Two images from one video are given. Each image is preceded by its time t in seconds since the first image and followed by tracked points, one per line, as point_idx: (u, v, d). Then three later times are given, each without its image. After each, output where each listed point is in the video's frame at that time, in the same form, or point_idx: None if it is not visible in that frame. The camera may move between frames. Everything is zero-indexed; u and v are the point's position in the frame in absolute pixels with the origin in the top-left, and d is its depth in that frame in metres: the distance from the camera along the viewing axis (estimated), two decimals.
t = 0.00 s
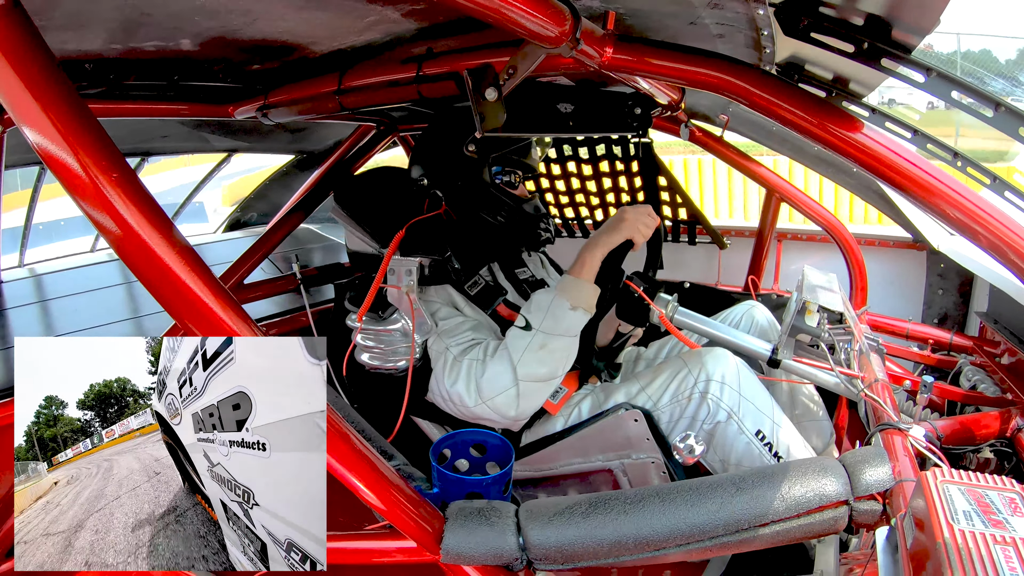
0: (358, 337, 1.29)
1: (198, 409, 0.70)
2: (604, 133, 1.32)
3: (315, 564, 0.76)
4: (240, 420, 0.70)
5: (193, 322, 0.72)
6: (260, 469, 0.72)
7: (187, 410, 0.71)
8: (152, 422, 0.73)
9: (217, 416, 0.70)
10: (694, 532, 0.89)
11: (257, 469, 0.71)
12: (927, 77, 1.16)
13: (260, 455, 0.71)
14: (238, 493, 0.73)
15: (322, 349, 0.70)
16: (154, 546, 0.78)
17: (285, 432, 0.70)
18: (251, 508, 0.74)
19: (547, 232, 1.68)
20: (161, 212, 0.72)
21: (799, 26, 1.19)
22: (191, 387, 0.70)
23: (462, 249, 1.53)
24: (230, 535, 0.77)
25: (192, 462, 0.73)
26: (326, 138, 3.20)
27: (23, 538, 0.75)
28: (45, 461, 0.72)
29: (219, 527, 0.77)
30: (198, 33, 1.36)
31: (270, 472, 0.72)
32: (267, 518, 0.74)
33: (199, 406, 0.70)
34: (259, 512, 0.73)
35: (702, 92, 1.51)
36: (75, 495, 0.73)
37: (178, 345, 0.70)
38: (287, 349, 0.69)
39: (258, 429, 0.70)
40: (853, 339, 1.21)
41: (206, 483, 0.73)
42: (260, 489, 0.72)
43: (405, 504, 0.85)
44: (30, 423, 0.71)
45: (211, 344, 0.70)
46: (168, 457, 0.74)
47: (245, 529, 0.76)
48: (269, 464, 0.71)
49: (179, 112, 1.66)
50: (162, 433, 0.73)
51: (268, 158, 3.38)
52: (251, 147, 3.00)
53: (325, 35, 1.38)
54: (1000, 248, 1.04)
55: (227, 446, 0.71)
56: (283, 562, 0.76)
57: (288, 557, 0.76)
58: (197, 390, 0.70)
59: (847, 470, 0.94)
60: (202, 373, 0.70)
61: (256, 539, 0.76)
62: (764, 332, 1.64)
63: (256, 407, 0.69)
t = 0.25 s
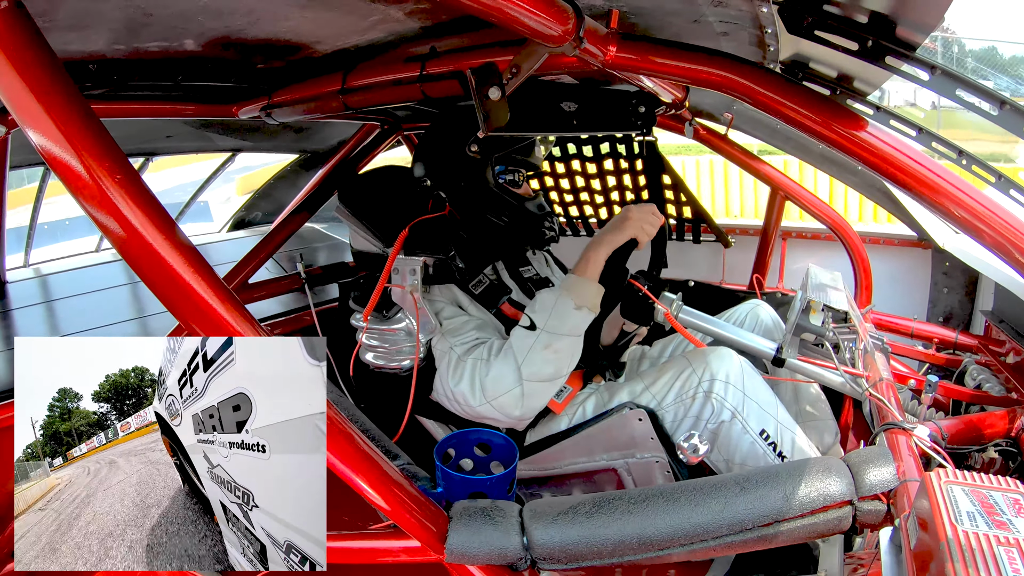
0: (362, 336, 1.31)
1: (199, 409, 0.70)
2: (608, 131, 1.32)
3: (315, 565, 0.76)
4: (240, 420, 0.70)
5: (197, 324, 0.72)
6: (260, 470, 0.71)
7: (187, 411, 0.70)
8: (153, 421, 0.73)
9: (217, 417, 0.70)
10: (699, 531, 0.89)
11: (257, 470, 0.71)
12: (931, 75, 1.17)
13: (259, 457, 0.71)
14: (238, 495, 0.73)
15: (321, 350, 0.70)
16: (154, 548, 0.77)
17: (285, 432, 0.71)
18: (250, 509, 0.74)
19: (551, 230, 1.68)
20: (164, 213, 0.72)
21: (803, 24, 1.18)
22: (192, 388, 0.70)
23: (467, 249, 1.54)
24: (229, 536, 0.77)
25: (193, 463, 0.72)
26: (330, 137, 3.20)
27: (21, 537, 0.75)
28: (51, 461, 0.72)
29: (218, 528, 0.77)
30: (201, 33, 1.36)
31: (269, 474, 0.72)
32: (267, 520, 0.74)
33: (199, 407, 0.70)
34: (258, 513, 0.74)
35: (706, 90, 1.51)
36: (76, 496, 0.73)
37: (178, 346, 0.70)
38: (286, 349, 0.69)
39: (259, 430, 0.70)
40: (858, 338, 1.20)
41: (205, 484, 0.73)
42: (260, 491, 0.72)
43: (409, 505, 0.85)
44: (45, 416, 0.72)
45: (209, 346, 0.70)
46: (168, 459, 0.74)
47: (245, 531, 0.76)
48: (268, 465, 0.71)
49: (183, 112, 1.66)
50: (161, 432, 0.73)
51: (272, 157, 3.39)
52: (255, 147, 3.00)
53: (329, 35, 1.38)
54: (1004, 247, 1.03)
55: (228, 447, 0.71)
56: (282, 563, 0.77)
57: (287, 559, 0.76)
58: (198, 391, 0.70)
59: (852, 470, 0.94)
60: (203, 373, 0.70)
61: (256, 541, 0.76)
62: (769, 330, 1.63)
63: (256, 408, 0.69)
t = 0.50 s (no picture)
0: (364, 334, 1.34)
1: (199, 410, 0.70)
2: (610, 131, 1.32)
3: (315, 565, 0.76)
4: (240, 420, 0.70)
5: (200, 318, 0.72)
6: (261, 471, 0.71)
7: (187, 411, 0.70)
8: (153, 422, 0.73)
9: (217, 417, 0.70)
10: (698, 534, 0.89)
11: (257, 470, 0.71)
12: (934, 77, 1.18)
13: (259, 457, 0.71)
14: (238, 495, 0.73)
15: (321, 350, 0.71)
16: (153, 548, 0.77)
17: (286, 433, 0.71)
18: (250, 510, 0.73)
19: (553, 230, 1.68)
20: (167, 208, 0.72)
21: (807, 25, 1.18)
22: (191, 388, 0.70)
23: (469, 247, 1.52)
24: (229, 536, 0.77)
25: (192, 463, 0.72)
26: (332, 135, 3.20)
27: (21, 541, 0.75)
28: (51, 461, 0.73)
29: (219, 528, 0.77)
30: (204, 30, 1.36)
31: (271, 474, 0.72)
32: (267, 520, 0.74)
33: (200, 408, 0.70)
34: (258, 514, 0.73)
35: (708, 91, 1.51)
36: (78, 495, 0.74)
37: (179, 345, 0.70)
38: (287, 349, 0.69)
39: (259, 430, 0.70)
40: (859, 340, 1.20)
41: (205, 484, 0.73)
42: (260, 491, 0.72)
43: (410, 502, 0.86)
44: (59, 410, 0.71)
45: (209, 345, 0.70)
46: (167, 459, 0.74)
47: (245, 531, 0.76)
48: (269, 466, 0.71)
49: (185, 109, 1.66)
50: (162, 433, 0.73)
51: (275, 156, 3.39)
52: (257, 145, 3.00)
53: (332, 32, 1.38)
54: (1008, 249, 1.04)
55: (228, 447, 0.71)
56: (283, 563, 0.77)
57: (288, 559, 0.76)
58: (198, 391, 0.70)
59: (852, 471, 0.94)
60: (203, 374, 0.70)
61: (256, 541, 0.76)
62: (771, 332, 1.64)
63: (256, 408, 0.69)
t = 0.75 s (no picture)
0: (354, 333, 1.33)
1: (199, 410, 0.69)
2: (602, 130, 1.32)
3: (316, 565, 0.76)
4: (240, 420, 0.69)
5: (189, 318, 0.71)
6: (261, 471, 0.71)
7: (187, 411, 0.70)
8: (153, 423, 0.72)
9: (217, 416, 0.69)
10: (690, 531, 0.89)
11: (257, 470, 0.71)
12: (926, 76, 1.18)
13: (260, 456, 0.71)
14: (238, 494, 0.72)
15: (322, 350, 0.70)
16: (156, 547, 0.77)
17: (287, 433, 0.70)
18: (252, 509, 0.73)
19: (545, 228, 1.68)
20: (157, 207, 0.71)
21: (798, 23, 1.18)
22: (191, 388, 0.70)
23: (459, 245, 1.54)
24: (230, 535, 0.77)
25: (193, 463, 0.72)
26: (323, 133, 3.19)
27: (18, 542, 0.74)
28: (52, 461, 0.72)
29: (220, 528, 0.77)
30: (195, 28, 1.35)
31: (272, 474, 0.71)
32: (268, 519, 0.74)
33: (200, 407, 0.69)
34: (260, 512, 0.73)
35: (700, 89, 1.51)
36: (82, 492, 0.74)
37: (177, 346, 0.70)
38: (287, 349, 0.68)
39: (259, 430, 0.70)
40: (848, 337, 1.22)
41: (206, 484, 0.73)
42: (261, 490, 0.72)
43: (399, 501, 0.85)
44: (74, 403, 0.71)
45: (210, 344, 0.70)
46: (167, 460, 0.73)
47: (246, 530, 0.76)
48: (270, 465, 0.71)
49: (177, 107, 1.65)
50: (162, 434, 0.72)
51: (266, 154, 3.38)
52: (248, 143, 2.99)
53: (324, 30, 1.38)
54: (999, 250, 1.03)
55: (229, 446, 0.70)
56: (283, 563, 0.76)
57: (289, 558, 0.76)
58: (198, 391, 0.69)
59: (843, 468, 0.95)
60: (202, 374, 0.69)
61: (257, 540, 0.76)
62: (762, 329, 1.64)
63: (256, 409, 0.69)
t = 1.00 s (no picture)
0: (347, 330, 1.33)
1: (200, 409, 0.69)
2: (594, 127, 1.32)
3: (318, 564, 0.74)
4: (241, 419, 0.69)
5: (182, 316, 0.70)
6: (263, 469, 0.71)
7: (187, 411, 0.69)
8: (153, 424, 0.72)
9: (218, 416, 0.69)
10: (684, 526, 0.89)
11: (259, 468, 0.71)
12: (916, 73, 1.19)
13: (261, 454, 0.70)
14: (240, 493, 0.72)
15: (322, 347, 0.69)
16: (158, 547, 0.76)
17: (288, 431, 0.70)
18: (254, 508, 0.73)
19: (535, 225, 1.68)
20: (149, 204, 0.70)
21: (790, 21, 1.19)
22: (192, 387, 0.69)
23: (450, 243, 1.55)
24: (232, 534, 0.76)
25: (195, 462, 0.72)
26: (315, 131, 3.18)
27: (18, 545, 0.73)
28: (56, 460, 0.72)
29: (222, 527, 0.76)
30: (187, 24, 1.34)
31: (273, 473, 0.71)
32: (269, 518, 0.73)
33: (200, 407, 0.69)
34: (262, 512, 0.73)
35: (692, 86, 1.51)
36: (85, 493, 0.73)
37: (175, 349, 0.69)
38: (286, 348, 0.68)
39: (260, 428, 0.69)
40: (841, 334, 1.22)
41: (208, 483, 0.73)
42: (264, 489, 0.71)
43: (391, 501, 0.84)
44: (87, 398, 0.70)
45: (210, 342, 0.69)
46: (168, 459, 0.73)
47: (248, 530, 0.75)
48: (271, 464, 0.71)
49: (168, 104, 1.64)
50: (163, 435, 0.72)
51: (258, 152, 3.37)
52: (240, 141, 2.98)
53: (315, 27, 1.37)
54: (990, 246, 1.04)
55: (230, 446, 0.70)
56: (285, 563, 0.75)
57: (290, 558, 0.75)
58: (199, 390, 0.69)
59: (835, 464, 0.95)
60: (203, 373, 0.69)
61: (259, 540, 0.75)
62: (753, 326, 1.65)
63: (257, 407, 0.68)
